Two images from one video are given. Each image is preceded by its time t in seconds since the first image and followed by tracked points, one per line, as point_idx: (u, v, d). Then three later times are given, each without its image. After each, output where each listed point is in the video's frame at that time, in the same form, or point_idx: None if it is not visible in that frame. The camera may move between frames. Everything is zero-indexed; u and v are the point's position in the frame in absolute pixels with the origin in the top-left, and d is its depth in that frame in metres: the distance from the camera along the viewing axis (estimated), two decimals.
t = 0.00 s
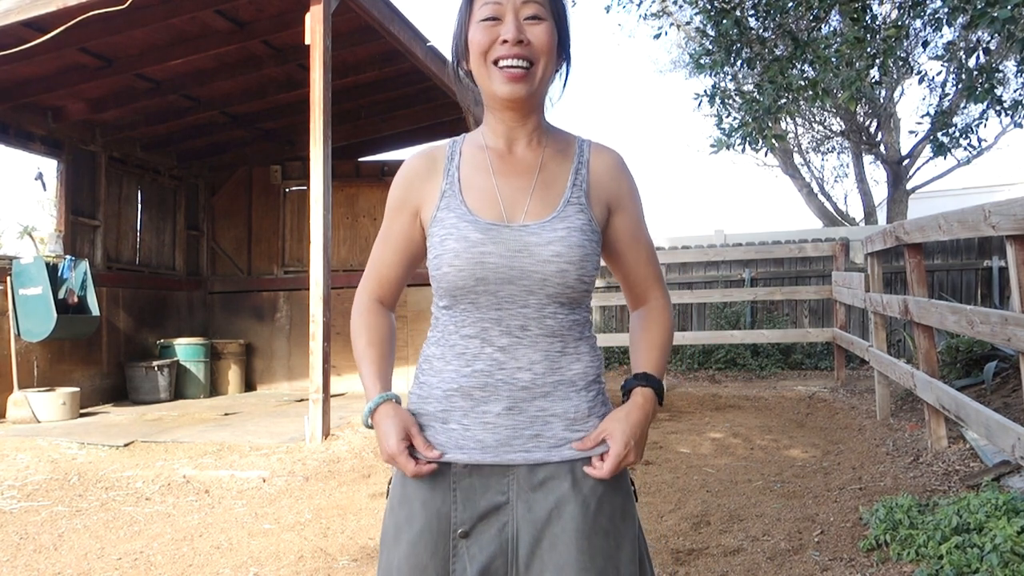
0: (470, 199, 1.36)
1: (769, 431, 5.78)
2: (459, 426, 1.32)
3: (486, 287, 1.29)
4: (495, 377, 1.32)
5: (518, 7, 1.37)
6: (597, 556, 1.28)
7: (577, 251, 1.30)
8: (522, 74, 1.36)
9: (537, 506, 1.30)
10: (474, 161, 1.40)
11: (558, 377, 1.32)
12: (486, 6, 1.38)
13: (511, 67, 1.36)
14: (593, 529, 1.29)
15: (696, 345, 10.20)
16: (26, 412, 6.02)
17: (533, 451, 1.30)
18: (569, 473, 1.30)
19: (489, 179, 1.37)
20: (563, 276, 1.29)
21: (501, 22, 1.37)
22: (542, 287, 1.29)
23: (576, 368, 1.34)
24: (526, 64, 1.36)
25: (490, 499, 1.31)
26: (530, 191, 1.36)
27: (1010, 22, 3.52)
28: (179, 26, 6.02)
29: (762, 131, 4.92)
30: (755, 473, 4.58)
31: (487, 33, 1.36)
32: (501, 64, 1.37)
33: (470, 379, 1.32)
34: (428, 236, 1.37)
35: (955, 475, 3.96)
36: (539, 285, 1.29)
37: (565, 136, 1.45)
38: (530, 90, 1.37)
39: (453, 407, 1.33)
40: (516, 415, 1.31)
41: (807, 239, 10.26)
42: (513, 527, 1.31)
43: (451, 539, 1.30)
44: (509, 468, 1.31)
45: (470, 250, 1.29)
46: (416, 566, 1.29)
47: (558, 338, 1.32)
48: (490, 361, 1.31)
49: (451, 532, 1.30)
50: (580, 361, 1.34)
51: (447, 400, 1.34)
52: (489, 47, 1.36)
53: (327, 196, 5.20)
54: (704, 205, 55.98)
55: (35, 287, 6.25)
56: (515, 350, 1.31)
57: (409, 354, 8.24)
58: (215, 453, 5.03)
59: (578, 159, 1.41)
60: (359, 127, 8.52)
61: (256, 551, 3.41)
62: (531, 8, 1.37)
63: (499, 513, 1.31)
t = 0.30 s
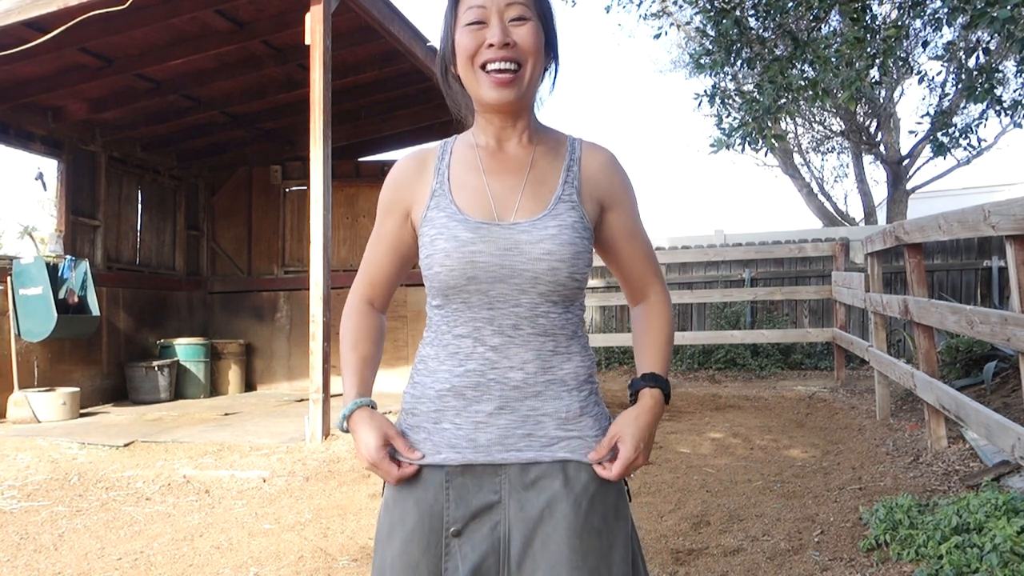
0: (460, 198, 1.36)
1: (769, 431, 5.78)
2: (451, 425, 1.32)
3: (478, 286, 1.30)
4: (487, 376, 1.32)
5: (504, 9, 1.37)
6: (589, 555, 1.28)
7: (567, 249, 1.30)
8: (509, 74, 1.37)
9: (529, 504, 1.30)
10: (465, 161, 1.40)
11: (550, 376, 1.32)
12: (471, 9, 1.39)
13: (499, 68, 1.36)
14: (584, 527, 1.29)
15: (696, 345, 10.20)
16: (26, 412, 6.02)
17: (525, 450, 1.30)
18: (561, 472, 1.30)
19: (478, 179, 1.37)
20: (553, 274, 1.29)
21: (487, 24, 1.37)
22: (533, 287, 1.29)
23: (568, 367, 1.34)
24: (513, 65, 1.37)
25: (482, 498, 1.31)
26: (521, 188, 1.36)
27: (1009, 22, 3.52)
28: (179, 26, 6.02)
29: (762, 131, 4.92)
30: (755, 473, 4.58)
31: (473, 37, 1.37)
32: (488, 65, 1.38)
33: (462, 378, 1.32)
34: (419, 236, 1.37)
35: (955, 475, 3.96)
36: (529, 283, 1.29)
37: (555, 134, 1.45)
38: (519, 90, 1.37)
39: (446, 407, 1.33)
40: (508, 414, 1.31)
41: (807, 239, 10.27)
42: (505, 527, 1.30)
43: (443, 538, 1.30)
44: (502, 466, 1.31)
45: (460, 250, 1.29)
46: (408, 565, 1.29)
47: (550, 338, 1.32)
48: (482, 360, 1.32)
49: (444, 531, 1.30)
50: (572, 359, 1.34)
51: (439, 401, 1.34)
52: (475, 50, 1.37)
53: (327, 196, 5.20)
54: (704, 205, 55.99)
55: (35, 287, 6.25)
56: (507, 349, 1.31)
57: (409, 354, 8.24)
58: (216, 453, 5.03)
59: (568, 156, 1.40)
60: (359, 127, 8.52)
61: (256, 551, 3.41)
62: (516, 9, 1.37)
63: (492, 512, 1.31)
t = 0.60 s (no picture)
0: (460, 214, 1.35)
1: (769, 431, 5.78)
2: (453, 423, 1.32)
3: (479, 304, 1.29)
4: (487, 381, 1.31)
5: (497, 22, 1.37)
6: (587, 547, 1.29)
7: (564, 268, 1.30)
8: (504, 89, 1.36)
9: (528, 498, 1.30)
10: (462, 174, 1.39)
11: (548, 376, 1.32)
12: (465, 22, 1.38)
13: (494, 82, 1.36)
14: (581, 521, 1.30)
15: (696, 345, 10.21)
16: (26, 413, 6.02)
17: (524, 446, 1.30)
18: (558, 468, 1.31)
19: (477, 192, 1.37)
20: (553, 292, 1.30)
21: (481, 37, 1.37)
22: (532, 302, 1.29)
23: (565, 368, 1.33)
24: (507, 77, 1.36)
25: (483, 492, 1.31)
26: (515, 205, 1.36)
27: (1009, 22, 3.52)
28: (179, 26, 6.02)
29: (762, 131, 4.92)
30: (755, 473, 4.58)
31: (467, 50, 1.37)
32: (483, 79, 1.37)
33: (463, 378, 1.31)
34: (419, 252, 1.35)
35: (955, 475, 3.96)
36: (529, 301, 1.29)
37: (547, 144, 1.45)
38: (514, 103, 1.37)
39: (447, 406, 1.32)
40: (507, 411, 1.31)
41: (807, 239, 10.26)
42: (505, 520, 1.31)
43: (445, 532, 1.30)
44: (501, 461, 1.30)
45: (461, 271, 1.29)
46: (410, 559, 1.29)
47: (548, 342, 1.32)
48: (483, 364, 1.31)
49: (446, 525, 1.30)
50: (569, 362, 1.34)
51: (440, 400, 1.33)
52: (470, 63, 1.36)
53: (327, 196, 5.20)
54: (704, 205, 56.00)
55: (35, 287, 6.25)
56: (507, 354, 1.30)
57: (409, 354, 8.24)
58: (215, 453, 5.03)
59: (560, 169, 1.40)
60: (359, 127, 8.52)
61: (256, 551, 3.41)
62: (510, 21, 1.37)
63: (493, 505, 1.31)
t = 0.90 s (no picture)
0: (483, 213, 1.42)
1: (769, 431, 5.78)
2: (465, 421, 1.33)
3: (499, 303, 1.32)
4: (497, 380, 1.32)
5: (506, 41, 1.41)
6: (587, 545, 1.30)
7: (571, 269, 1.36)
8: (515, 103, 1.40)
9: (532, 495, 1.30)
10: (478, 181, 1.45)
11: (554, 379, 1.33)
12: (476, 44, 1.42)
13: (505, 97, 1.40)
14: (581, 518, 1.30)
15: (696, 345, 10.22)
16: (26, 412, 6.03)
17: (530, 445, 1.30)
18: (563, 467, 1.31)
19: (492, 198, 1.43)
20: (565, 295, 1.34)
21: (491, 56, 1.41)
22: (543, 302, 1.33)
23: (570, 369, 1.35)
24: (516, 93, 1.40)
25: (489, 488, 1.31)
26: (523, 204, 1.43)
27: (1009, 22, 3.52)
28: (179, 26, 6.02)
29: (762, 131, 4.92)
30: (755, 473, 4.58)
31: (479, 70, 1.40)
32: (495, 95, 1.41)
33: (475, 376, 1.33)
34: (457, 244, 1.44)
35: (955, 474, 3.96)
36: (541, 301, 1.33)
37: (555, 156, 1.50)
38: (524, 117, 1.41)
39: (460, 404, 1.33)
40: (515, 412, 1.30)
41: (807, 239, 10.27)
42: (510, 515, 1.31)
43: (452, 526, 1.31)
44: (509, 459, 1.31)
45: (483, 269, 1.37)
46: (418, 551, 1.31)
47: (555, 344, 1.34)
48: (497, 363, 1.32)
49: (453, 519, 1.31)
50: (573, 365, 1.36)
51: (453, 398, 1.34)
52: (483, 82, 1.40)
53: (327, 196, 5.20)
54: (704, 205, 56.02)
55: (35, 287, 6.25)
56: (517, 355, 1.32)
57: (409, 354, 8.24)
58: (216, 453, 5.03)
59: (564, 172, 1.46)
60: (360, 127, 8.52)
61: (256, 551, 3.41)
62: (518, 41, 1.41)
63: (500, 502, 1.31)
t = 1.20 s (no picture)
0: (503, 219, 1.50)
1: (769, 431, 5.78)
2: (483, 413, 1.41)
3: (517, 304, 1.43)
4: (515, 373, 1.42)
5: (521, 59, 1.52)
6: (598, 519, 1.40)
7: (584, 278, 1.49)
8: (530, 116, 1.50)
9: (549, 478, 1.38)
10: (497, 189, 1.53)
11: (565, 369, 1.43)
12: (493, 62, 1.53)
13: (521, 111, 1.50)
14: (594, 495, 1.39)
15: (696, 345, 10.21)
16: (26, 413, 6.03)
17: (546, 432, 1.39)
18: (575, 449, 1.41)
19: (511, 205, 1.51)
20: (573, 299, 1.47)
21: (507, 73, 1.52)
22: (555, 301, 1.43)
23: (579, 360, 1.45)
24: (531, 108, 1.50)
25: (510, 474, 1.38)
26: (541, 216, 1.52)
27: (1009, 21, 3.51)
28: (179, 26, 6.02)
29: (762, 131, 4.92)
30: (755, 473, 4.58)
31: (497, 87, 1.51)
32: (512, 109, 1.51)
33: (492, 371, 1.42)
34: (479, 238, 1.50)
35: (955, 474, 3.96)
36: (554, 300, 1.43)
37: (566, 169, 1.60)
38: (539, 130, 1.51)
39: (478, 398, 1.42)
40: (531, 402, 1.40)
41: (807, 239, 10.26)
42: (531, 499, 1.38)
43: (478, 511, 1.38)
44: (526, 446, 1.39)
45: (504, 272, 1.46)
46: (448, 537, 1.38)
47: (565, 338, 1.44)
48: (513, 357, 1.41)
49: (478, 505, 1.38)
50: (582, 355, 1.46)
51: (472, 392, 1.43)
52: (500, 97, 1.51)
53: (327, 196, 5.20)
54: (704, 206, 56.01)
55: (35, 287, 6.25)
56: (532, 350, 1.42)
57: (409, 354, 8.25)
58: (216, 453, 5.03)
59: (575, 187, 1.56)
60: (360, 127, 8.52)
61: (256, 551, 3.41)
62: (532, 59, 1.52)
63: (521, 486, 1.38)
